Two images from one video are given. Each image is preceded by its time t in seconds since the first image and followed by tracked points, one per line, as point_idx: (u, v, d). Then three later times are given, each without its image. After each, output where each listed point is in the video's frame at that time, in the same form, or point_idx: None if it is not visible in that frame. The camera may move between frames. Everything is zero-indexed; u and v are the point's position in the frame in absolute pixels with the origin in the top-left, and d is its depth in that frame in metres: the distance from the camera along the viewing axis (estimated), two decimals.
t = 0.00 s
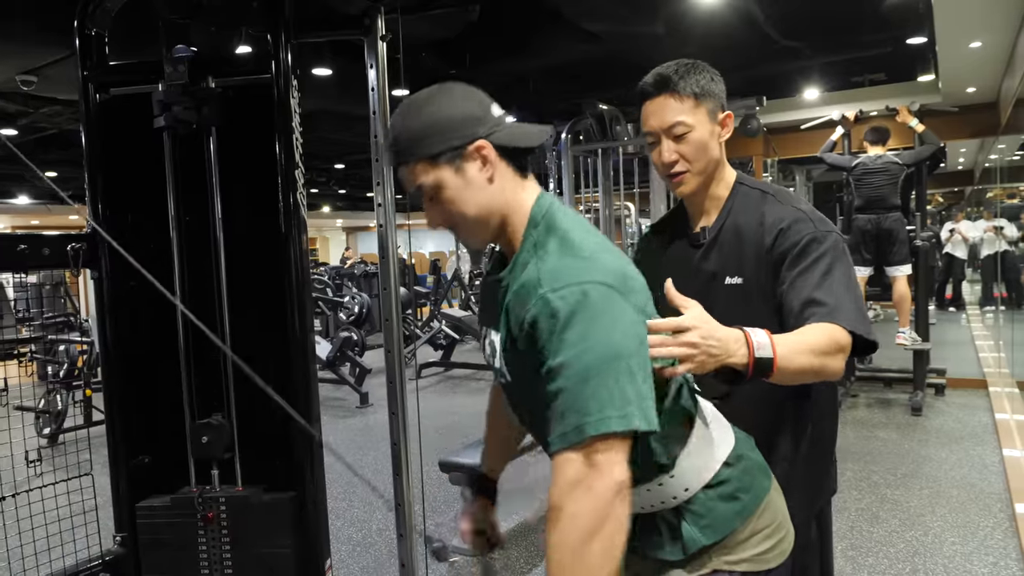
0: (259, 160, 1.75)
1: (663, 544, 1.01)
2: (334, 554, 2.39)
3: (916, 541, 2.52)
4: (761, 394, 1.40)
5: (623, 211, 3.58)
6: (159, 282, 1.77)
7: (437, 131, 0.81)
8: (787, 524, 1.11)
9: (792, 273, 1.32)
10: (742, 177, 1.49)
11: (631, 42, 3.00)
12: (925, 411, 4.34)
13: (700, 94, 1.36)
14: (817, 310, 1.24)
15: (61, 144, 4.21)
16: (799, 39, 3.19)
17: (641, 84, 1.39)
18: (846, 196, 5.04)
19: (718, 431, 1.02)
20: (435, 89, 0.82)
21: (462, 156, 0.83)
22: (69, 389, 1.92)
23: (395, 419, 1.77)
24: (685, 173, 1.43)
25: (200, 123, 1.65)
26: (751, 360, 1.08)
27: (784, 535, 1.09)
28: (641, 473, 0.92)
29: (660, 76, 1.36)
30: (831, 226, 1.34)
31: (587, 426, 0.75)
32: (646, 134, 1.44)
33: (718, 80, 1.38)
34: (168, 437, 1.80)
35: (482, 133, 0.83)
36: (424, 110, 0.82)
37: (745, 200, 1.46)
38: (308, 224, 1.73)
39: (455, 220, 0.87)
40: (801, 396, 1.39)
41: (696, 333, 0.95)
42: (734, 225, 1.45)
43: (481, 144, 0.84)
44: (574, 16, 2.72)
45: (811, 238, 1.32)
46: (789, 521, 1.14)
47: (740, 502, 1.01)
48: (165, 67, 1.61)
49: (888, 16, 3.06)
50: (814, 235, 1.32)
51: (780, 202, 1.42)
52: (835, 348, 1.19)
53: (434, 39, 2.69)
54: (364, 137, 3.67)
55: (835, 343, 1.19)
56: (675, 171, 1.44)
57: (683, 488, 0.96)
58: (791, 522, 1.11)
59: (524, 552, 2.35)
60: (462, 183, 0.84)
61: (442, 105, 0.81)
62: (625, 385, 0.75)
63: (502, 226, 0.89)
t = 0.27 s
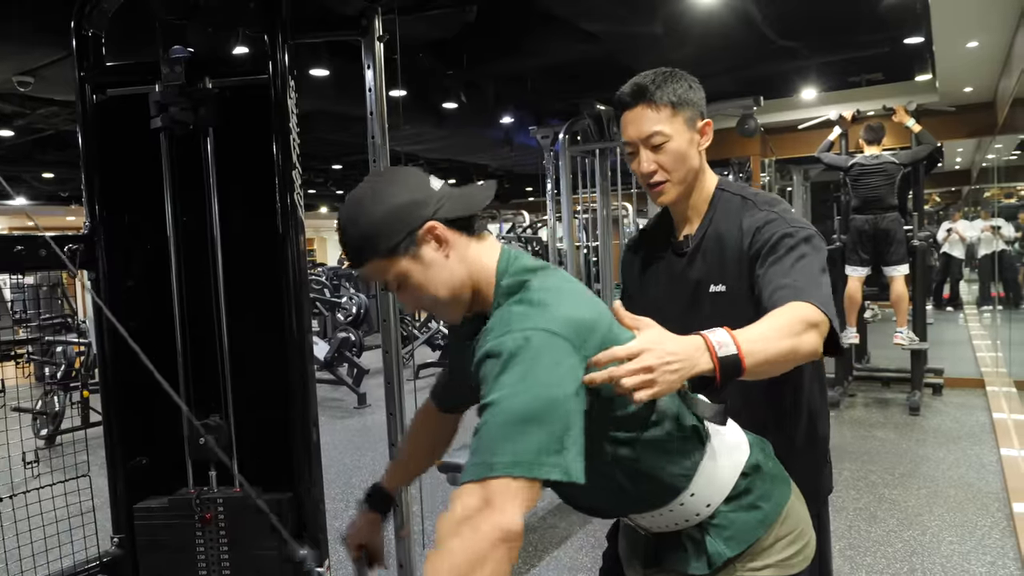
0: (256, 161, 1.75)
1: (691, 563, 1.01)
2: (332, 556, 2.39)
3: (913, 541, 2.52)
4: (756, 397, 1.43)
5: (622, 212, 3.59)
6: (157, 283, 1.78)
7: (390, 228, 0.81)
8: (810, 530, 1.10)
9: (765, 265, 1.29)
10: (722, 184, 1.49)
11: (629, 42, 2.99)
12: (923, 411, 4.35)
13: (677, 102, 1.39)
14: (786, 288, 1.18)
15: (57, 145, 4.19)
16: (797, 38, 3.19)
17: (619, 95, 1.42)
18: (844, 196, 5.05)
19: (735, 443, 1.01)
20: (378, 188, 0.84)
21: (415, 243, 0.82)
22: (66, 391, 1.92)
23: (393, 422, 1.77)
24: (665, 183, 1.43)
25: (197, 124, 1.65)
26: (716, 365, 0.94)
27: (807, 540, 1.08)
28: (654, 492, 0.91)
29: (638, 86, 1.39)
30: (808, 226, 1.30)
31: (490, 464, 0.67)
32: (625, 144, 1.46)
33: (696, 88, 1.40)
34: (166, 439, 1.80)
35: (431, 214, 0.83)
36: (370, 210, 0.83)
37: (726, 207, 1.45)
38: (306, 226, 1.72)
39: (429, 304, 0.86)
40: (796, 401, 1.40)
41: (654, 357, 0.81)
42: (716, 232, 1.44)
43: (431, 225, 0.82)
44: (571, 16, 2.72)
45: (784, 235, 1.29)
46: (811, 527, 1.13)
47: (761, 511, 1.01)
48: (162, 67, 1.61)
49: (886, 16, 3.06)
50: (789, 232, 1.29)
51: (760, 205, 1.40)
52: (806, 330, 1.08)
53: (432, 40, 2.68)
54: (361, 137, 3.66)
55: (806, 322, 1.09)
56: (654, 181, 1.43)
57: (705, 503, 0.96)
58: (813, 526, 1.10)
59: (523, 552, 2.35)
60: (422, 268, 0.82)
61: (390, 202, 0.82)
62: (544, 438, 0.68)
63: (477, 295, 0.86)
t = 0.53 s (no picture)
0: (255, 162, 1.76)
1: (689, 559, 1.02)
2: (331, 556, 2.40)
3: (912, 541, 2.52)
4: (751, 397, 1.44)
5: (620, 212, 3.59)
6: (155, 283, 1.78)
7: (377, 260, 0.82)
8: (809, 526, 1.10)
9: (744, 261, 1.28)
10: (709, 188, 1.49)
11: (627, 42, 2.99)
12: (921, 411, 4.35)
13: (660, 110, 1.39)
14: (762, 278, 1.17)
15: (55, 146, 4.19)
16: (794, 39, 3.19)
17: (601, 104, 1.42)
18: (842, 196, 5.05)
19: (735, 442, 1.00)
20: (361, 219, 0.84)
21: (401, 271, 0.83)
22: (65, 391, 1.93)
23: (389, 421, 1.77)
24: (652, 191, 1.44)
25: (195, 125, 1.65)
26: (693, 356, 0.86)
27: (807, 537, 1.08)
28: (654, 495, 0.93)
29: (619, 95, 1.39)
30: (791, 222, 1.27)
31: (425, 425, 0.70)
32: (610, 154, 1.46)
33: (679, 94, 1.40)
34: (165, 439, 1.80)
35: (414, 239, 0.84)
36: (355, 242, 0.83)
37: (711, 212, 1.45)
38: (304, 226, 1.72)
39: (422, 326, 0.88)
40: (790, 399, 1.40)
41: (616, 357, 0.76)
42: (701, 237, 1.45)
43: (415, 251, 0.83)
44: (569, 16, 2.72)
45: (763, 232, 1.28)
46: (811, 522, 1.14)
47: (761, 510, 1.01)
48: (160, 67, 1.61)
49: (884, 15, 3.06)
50: (766, 228, 1.28)
51: (743, 207, 1.40)
52: (779, 311, 1.04)
53: (430, 40, 2.68)
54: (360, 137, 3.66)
55: (779, 303, 1.05)
56: (640, 189, 1.44)
57: (703, 502, 0.96)
58: (813, 522, 1.11)
59: (521, 552, 2.36)
60: (410, 295, 0.84)
61: (374, 234, 0.82)
62: (482, 419, 0.69)
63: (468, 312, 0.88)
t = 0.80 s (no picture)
0: (254, 162, 1.76)
1: (685, 557, 1.01)
2: (329, 556, 2.40)
3: (910, 541, 2.52)
4: (744, 395, 1.44)
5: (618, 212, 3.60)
6: (153, 283, 1.78)
7: (355, 287, 0.82)
8: (805, 516, 1.11)
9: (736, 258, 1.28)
10: (704, 190, 1.50)
11: (626, 43, 2.99)
12: (920, 411, 4.35)
13: (655, 111, 1.37)
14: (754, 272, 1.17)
15: (54, 147, 4.19)
16: (793, 39, 3.19)
17: (597, 105, 1.40)
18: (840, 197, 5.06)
19: (724, 438, 1.00)
20: (335, 247, 0.84)
21: (380, 294, 0.83)
22: (64, 391, 1.93)
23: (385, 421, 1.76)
24: (647, 192, 1.44)
25: (194, 125, 1.65)
26: (674, 337, 0.88)
27: (803, 528, 1.08)
28: (646, 491, 0.93)
29: (616, 96, 1.37)
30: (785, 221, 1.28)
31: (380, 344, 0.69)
32: (606, 153, 1.44)
33: (675, 95, 1.39)
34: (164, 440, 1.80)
35: (388, 260, 0.84)
36: (332, 272, 0.83)
37: (706, 213, 1.45)
38: (302, 226, 1.72)
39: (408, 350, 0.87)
40: (785, 397, 1.40)
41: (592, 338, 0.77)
42: (697, 238, 1.45)
43: (391, 273, 0.84)
44: (568, 17, 2.72)
45: (759, 228, 1.28)
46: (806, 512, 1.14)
47: (753, 504, 1.01)
48: (159, 69, 1.62)
49: (882, 16, 3.06)
50: (758, 224, 1.28)
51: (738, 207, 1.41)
52: (763, 297, 1.06)
53: (428, 40, 2.69)
54: (359, 138, 3.67)
55: (762, 291, 1.07)
56: (635, 190, 1.44)
57: (695, 499, 0.96)
58: (808, 512, 1.11)
59: (519, 553, 2.36)
60: (390, 317, 0.84)
61: (351, 262, 0.83)
62: (437, 354, 0.68)
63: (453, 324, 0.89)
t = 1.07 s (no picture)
0: (252, 163, 1.76)
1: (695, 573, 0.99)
2: (328, 558, 2.39)
3: (909, 541, 2.52)
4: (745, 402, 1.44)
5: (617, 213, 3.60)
6: (151, 284, 1.77)
7: (342, 333, 0.83)
8: (809, 521, 1.10)
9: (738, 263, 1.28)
10: (703, 193, 1.50)
11: (623, 44, 3.00)
12: (917, 411, 4.36)
13: (656, 112, 1.38)
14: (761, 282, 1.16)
15: (52, 148, 4.19)
16: (790, 41, 3.20)
17: (598, 105, 1.41)
18: (838, 198, 5.07)
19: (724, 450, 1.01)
20: (322, 291, 0.85)
21: (368, 336, 0.85)
22: (62, 393, 1.92)
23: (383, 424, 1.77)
24: (645, 193, 1.43)
25: (192, 127, 1.65)
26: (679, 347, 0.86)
27: (808, 533, 1.08)
28: (647, 510, 0.92)
29: (618, 97, 1.38)
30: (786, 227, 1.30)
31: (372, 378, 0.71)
32: (605, 154, 1.44)
33: (676, 98, 1.40)
34: (161, 441, 1.79)
35: (375, 302, 0.85)
36: (318, 318, 0.84)
37: (705, 215, 1.45)
38: (301, 228, 1.72)
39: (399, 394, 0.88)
40: (785, 399, 1.40)
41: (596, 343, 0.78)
42: (696, 241, 1.45)
43: (379, 314, 0.85)
44: (565, 18, 2.73)
45: (759, 233, 1.28)
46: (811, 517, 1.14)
47: (758, 513, 1.01)
48: (156, 70, 1.62)
49: (879, 17, 3.07)
50: (760, 230, 1.28)
51: (736, 211, 1.42)
52: (769, 313, 1.04)
53: (426, 42, 2.69)
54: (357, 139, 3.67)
55: (769, 306, 1.05)
56: (634, 190, 1.43)
57: (701, 514, 0.96)
58: (812, 516, 1.11)
59: (518, 554, 2.36)
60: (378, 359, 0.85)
61: (337, 309, 0.83)
62: (427, 385, 0.70)
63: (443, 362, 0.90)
